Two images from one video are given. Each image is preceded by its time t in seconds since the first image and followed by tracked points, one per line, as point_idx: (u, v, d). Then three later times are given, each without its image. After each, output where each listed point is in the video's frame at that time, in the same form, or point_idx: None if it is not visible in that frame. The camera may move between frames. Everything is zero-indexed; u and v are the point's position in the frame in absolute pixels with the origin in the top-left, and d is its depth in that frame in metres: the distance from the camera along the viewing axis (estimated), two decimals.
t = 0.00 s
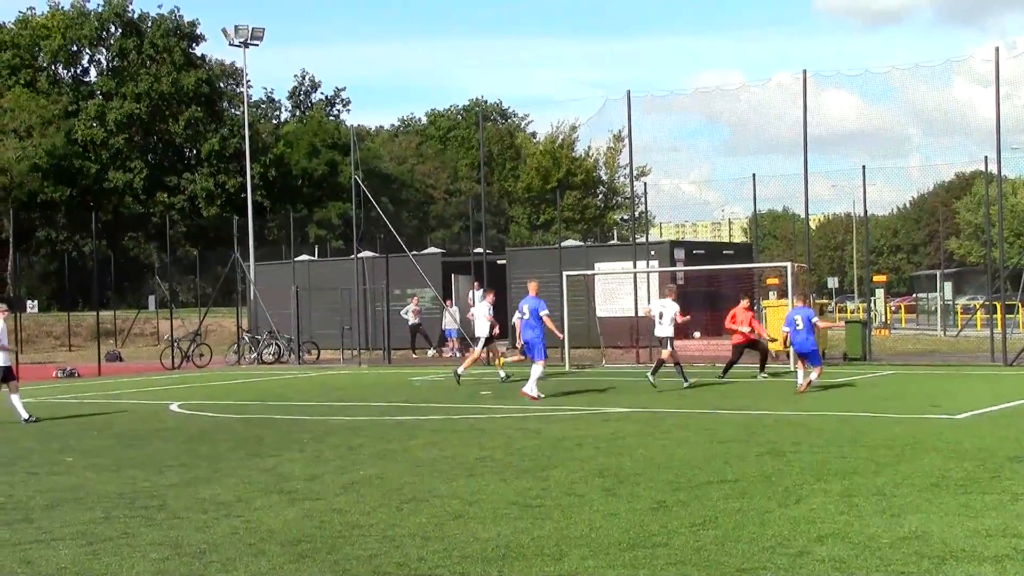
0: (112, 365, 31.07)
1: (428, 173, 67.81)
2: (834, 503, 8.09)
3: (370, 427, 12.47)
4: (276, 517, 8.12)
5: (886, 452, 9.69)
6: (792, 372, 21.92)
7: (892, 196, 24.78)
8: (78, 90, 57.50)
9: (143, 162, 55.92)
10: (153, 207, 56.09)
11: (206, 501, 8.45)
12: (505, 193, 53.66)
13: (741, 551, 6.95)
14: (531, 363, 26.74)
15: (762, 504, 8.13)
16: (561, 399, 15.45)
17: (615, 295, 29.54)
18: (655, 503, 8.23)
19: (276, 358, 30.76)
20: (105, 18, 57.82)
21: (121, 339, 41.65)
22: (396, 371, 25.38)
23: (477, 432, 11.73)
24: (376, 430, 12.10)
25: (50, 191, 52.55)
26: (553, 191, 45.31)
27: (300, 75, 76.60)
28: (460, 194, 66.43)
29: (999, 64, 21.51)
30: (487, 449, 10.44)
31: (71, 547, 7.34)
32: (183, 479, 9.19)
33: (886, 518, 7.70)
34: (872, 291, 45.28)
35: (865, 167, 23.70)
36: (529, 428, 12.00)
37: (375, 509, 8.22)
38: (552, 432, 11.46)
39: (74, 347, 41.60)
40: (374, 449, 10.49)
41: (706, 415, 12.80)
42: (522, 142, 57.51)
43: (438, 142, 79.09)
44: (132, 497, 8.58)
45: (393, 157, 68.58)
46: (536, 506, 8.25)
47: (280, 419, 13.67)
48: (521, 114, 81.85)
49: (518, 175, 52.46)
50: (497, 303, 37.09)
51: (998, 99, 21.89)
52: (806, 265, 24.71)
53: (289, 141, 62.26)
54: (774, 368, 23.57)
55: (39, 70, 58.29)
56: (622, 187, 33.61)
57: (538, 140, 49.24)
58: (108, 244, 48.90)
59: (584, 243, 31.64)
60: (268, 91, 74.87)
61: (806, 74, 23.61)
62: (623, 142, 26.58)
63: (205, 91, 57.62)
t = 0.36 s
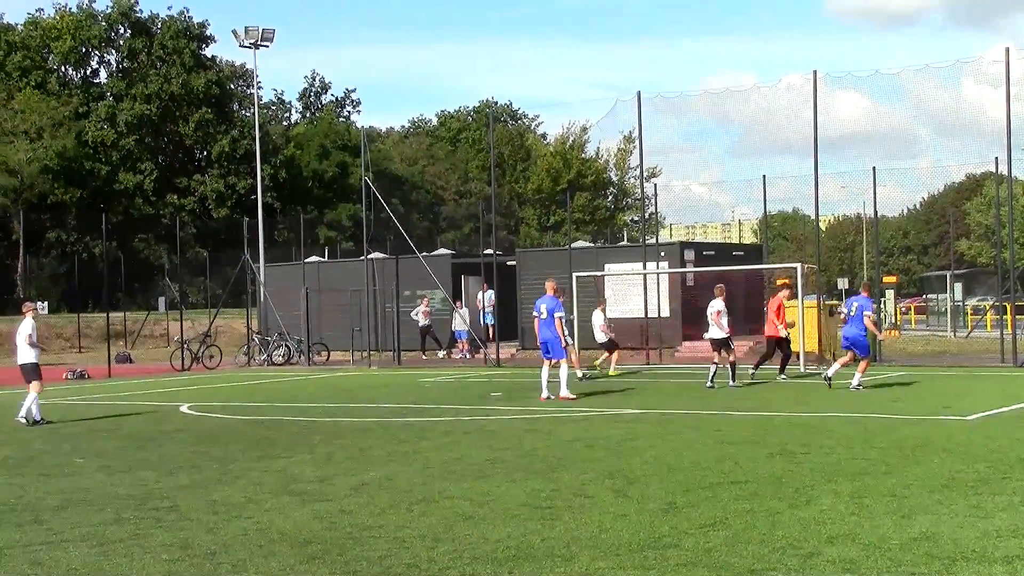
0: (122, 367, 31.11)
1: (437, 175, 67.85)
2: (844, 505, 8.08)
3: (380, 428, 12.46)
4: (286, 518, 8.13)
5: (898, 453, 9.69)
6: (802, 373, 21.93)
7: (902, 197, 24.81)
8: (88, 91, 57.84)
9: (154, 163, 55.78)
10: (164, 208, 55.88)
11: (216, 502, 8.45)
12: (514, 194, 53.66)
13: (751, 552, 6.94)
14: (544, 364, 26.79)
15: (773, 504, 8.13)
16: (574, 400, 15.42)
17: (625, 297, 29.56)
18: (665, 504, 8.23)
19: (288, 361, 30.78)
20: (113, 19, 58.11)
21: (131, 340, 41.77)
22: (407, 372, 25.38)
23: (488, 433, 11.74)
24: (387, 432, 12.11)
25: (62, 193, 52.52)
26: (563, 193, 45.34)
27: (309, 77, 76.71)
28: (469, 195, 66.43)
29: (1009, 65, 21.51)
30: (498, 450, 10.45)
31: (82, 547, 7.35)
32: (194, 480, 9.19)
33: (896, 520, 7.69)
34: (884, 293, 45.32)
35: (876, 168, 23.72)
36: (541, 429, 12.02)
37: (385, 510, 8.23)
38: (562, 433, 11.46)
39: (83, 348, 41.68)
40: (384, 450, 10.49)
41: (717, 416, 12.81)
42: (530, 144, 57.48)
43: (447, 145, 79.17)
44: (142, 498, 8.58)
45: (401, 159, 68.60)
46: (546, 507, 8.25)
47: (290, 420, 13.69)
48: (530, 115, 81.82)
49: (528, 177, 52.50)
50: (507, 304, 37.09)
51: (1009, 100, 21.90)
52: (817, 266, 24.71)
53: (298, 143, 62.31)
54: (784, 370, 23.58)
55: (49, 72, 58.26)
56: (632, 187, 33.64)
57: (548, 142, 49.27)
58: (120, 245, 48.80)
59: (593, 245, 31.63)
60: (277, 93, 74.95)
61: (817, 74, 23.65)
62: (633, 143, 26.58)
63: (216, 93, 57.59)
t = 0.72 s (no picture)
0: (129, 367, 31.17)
1: (444, 175, 67.80)
2: (850, 505, 8.07)
3: (387, 429, 12.47)
4: (293, 518, 8.13)
5: (906, 454, 9.68)
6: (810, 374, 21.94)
7: (910, 197, 24.78)
8: (95, 91, 57.52)
9: (160, 164, 55.79)
10: (171, 209, 56.02)
11: (222, 502, 8.46)
12: (520, 194, 53.62)
13: (758, 554, 6.93)
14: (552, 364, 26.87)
15: (780, 505, 8.13)
16: (583, 401, 15.40)
17: (632, 298, 29.53)
18: (672, 505, 8.23)
19: (295, 361, 30.88)
20: (120, 20, 57.89)
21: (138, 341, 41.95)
22: (416, 373, 25.42)
23: (496, 434, 11.75)
24: (395, 432, 12.13)
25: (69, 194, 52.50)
26: (570, 193, 45.36)
27: (316, 77, 76.72)
28: (476, 196, 66.43)
29: (1017, 66, 21.48)
30: (505, 450, 10.46)
31: (89, 547, 7.36)
32: (201, 481, 9.19)
33: (903, 520, 7.69)
34: (894, 295, 45.29)
35: (884, 168, 23.69)
36: (549, 429, 12.02)
37: (392, 510, 8.23)
38: (569, 434, 11.47)
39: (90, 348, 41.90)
40: (392, 451, 10.51)
41: (726, 417, 12.82)
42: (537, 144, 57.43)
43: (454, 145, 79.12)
44: (148, 499, 8.58)
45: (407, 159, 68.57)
46: (553, 508, 8.25)
47: (299, 420, 13.71)
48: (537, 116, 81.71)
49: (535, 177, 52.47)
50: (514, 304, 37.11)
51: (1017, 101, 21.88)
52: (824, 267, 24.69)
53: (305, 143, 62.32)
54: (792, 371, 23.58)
55: (56, 72, 58.42)
56: (640, 188, 33.67)
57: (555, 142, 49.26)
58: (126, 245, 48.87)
59: (600, 245, 31.62)
60: (284, 93, 74.96)
61: (826, 74, 23.62)
62: (640, 143, 26.58)
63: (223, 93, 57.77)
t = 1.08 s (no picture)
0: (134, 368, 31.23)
1: (448, 175, 67.81)
2: (855, 505, 8.07)
3: (393, 429, 12.49)
4: (297, 518, 8.13)
5: (912, 454, 9.69)
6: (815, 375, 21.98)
7: (915, 198, 24.80)
8: (100, 91, 57.69)
9: (165, 164, 55.82)
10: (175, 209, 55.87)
11: (228, 502, 8.47)
12: (524, 193, 53.65)
13: (763, 554, 6.92)
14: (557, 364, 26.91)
15: (786, 505, 8.13)
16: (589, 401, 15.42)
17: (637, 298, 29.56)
18: (677, 505, 8.23)
19: (300, 361, 30.85)
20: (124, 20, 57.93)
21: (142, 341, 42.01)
22: (422, 373, 25.44)
23: (502, 434, 11.76)
24: (401, 432, 12.14)
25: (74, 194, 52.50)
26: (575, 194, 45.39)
27: (321, 77, 76.76)
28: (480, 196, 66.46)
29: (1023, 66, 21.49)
30: (511, 450, 10.46)
31: (95, 546, 7.37)
32: (206, 481, 9.19)
33: (908, 521, 7.68)
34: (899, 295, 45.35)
35: (889, 168, 23.72)
36: (555, 429, 12.04)
37: (397, 510, 8.23)
38: (574, 434, 11.47)
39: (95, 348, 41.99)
40: (398, 451, 10.52)
41: (731, 417, 12.84)
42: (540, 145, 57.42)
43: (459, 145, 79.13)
44: (153, 499, 8.58)
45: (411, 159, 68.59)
46: (558, 508, 8.25)
47: (305, 420, 13.72)
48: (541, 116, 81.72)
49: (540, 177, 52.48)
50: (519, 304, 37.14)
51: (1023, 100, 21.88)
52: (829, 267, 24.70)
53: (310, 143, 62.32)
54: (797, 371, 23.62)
55: (60, 72, 58.35)
56: (645, 188, 33.69)
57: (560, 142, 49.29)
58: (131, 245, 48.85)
59: (605, 245, 31.62)
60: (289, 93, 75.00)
61: (830, 74, 23.65)
62: (645, 143, 26.59)
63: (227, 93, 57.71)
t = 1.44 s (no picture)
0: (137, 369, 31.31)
1: (450, 176, 67.83)
2: (857, 506, 8.07)
3: (396, 430, 12.49)
4: (300, 519, 8.13)
5: (914, 454, 9.69)
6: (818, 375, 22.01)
7: (917, 198, 24.80)
8: (102, 92, 57.79)
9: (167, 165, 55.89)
10: (177, 210, 56.00)
11: (231, 503, 8.47)
12: (526, 194, 53.65)
13: (767, 555, 6.91)
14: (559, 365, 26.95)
15: (788, 506, 8.13)
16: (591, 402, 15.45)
17: (639, 299, 29.59)
18: (679, 506, 8.23)
19: (302, 361, 30.91)
20: (126, 21, 57.93)
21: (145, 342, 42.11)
22: (425, 374, 25.48)
23: (505, 434, 11.78)
24: (404, 433, 12.15)
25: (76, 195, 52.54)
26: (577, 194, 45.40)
27: (323, 78, 76.80)
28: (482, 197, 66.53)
29: None
30: (514, 451, 10.47)
31: (98, 547, 7.37)
32: (208, 482, 9.20)
33: (911, 521, 7.68)
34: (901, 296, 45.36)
35: (892, 168, 23.70)
36: (557, 430, 12.06)
37: (400, 511, 8.24)
38: (576, 434, 11.48)
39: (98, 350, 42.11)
40: (401, 451, 10.54)
41: (733, 417, 12.85)
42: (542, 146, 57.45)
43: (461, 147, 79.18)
44: (156, 500, 8.59)
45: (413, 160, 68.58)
46: (560, 509, 8.25)
47: (309, 420, 13.75)
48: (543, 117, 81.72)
49: (542, 178, 52.48)
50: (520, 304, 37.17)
51: None
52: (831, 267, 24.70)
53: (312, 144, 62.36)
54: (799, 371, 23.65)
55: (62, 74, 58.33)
56: (647, 189, 33.68)
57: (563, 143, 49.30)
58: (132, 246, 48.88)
59: (607, 246, 31.63)
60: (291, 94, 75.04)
61: (832, 74, 23.64)
62: (647, 144, 26.59)
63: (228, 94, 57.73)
